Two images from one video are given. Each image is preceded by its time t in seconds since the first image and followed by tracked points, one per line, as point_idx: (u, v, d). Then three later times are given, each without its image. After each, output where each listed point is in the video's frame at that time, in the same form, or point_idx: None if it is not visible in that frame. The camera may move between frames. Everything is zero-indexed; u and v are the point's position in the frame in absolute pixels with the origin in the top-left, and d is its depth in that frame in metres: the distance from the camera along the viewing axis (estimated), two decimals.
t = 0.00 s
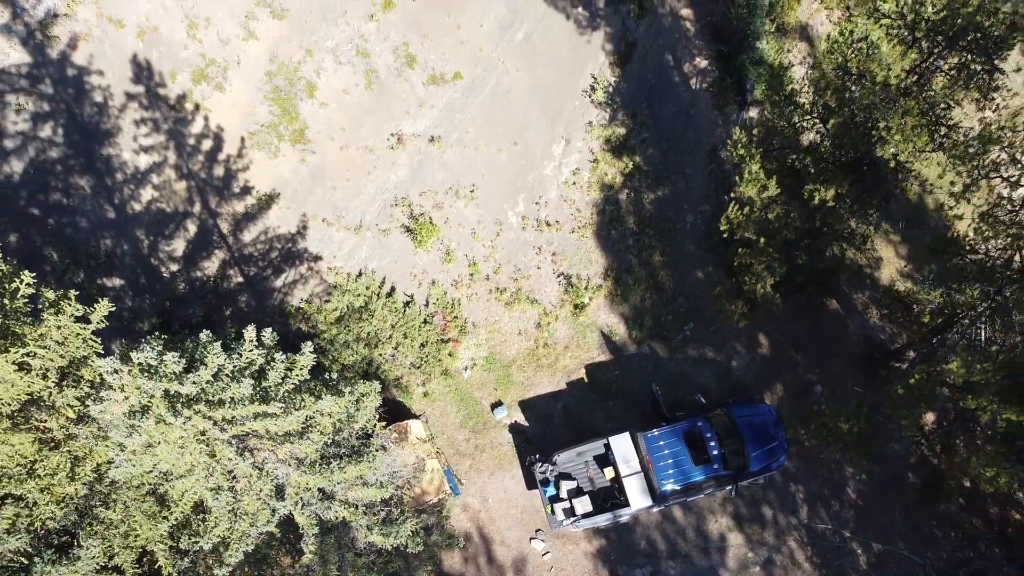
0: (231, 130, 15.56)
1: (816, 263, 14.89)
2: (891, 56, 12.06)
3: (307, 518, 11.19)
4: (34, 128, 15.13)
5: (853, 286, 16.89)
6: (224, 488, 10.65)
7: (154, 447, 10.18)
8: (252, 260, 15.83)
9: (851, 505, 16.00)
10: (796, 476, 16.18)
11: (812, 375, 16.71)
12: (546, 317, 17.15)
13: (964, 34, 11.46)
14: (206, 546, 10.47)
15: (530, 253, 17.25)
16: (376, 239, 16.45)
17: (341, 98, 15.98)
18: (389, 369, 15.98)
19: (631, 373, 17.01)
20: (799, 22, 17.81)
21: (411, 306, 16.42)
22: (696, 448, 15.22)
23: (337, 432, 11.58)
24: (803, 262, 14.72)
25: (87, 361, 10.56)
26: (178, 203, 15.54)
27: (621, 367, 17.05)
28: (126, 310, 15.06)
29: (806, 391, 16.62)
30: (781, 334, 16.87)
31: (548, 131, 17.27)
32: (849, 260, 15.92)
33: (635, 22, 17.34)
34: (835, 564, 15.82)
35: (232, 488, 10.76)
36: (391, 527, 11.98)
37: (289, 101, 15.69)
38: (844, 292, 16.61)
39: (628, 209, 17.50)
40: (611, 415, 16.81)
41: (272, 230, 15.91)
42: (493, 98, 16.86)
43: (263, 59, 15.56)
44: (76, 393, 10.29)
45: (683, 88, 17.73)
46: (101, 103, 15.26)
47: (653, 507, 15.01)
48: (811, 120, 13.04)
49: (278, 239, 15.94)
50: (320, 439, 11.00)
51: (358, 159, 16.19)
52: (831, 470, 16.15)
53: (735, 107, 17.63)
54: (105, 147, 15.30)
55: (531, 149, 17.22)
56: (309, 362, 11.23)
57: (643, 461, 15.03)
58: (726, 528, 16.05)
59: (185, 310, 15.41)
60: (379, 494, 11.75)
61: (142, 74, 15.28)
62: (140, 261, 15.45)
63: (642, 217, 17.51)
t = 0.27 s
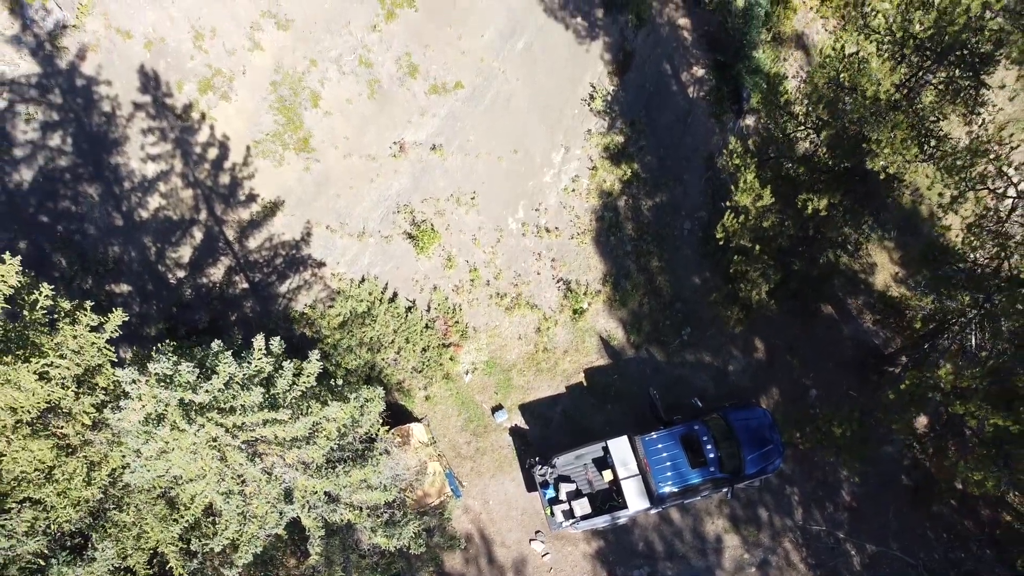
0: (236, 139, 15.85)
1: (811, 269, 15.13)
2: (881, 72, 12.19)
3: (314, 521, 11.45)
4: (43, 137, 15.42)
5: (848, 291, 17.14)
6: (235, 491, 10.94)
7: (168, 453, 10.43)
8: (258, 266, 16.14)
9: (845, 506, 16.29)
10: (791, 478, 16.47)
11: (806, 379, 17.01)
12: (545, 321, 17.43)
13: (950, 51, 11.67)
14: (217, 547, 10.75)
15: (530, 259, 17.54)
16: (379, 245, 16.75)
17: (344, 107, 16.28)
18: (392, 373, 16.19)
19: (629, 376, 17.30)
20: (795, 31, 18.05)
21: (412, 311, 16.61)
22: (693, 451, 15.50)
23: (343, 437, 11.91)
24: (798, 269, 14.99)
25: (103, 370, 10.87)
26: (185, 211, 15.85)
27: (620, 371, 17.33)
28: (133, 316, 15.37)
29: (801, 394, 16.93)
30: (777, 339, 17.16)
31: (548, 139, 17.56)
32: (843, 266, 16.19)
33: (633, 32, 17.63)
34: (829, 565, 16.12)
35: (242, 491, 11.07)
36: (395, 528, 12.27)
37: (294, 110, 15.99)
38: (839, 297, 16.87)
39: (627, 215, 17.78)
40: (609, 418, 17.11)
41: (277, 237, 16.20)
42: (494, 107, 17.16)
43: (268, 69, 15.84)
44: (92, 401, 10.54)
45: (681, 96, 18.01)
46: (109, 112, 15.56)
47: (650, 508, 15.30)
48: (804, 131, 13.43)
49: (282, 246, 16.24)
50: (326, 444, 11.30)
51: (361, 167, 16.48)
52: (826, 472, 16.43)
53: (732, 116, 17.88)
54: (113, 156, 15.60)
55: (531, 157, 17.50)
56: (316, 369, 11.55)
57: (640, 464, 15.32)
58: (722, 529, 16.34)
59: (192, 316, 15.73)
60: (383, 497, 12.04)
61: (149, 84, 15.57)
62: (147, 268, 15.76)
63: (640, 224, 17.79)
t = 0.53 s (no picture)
0: (241, 147, 16.14)
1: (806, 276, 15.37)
2: (871, 87, 12.50)
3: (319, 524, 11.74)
4: (52, 145, 15.71)
5: (844, 296, 17.34)
6: (244, 495, 11.26)
7: (179, 459, 10.80)
8: (262, 273, 16.44)
9: (840, 508, 16.58)
10: (786, 481, 16.76)
11: (802, 383, 17.27)
12: (545, 326, 17.70)
13: (937, 67, 11.98)
14: (227, 549, 11.06)
15: (530, 265, 17.83)
16: (381, 251, 17.03)
17: (347, 116, 16.58)
18: (394, 377, 16.57)
19: (627, 381, 17.58)
20: (791, 40, 18.35)
21: (415, 316, 17.04)
22: (690, 454, 15.75)
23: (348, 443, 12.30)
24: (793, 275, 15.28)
25: (116, 378, 11.15)
26: (191, 218, 16.16)
27: (618, 375, 17.62)
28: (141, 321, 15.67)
29: (797, 398, 17.19)
30: (773, 344, 17.43)
31: (547, 147, 17.85)
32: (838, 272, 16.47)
33: (632, 41, 17.93)
34: (824, 566, 16.41)
35: (252, 495, 11.40)
36: (398, 530, 12.54)
37: (298, 120, 16.26)
38: (833, 302, 17.15)
39: (625, 222, 18.07)
40: (608, 421, 17.40)
41: (282, 244, 16.52)
42: (494, 116, 17.46)
43: (273, 79, 16.07)
44: (106, 408, 10.87)
45: (678, 105, 18.31)
46: (117, 121, 15.85)
47: (647, 510, 15.57)
48: (799, 141, 13.69)
49: (287, 252, 16.55)
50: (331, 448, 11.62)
51: (364, 175, 16.78)
52: (820, 475, 16.72)
53: (728, 124, 18.21)
54: (121, 164, 15.90)
55: (531, 165, 17.79)
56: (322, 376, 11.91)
57: (638, 466, 15.59)
58: (719, 530, 16.63)
59: (198, 321, 16.05)
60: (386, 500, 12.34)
61: (156, 93, 15.85)
62: (154, 274, 16.06)
63: (639, 230, 18.08)
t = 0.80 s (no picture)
0: (247, 155, 16.48)
1: (797, 283, 15.83)
2: (862, 101, 12.74)
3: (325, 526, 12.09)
4: (60, 154, 16.00)
5: (838, 301, 17.69)
6: (253, 498, 11.62)
7: (191, 463, 11.08)
8: (267, 278, 16.74)
9: (834, 510, 16.87)
10: (782, 483, 17.04)
11: (798, 387, 17.52)
12: (545, 331, 17.93)
13: (926, 83, 12.23)
14: (237, 551, 11.35)
15: (530, 270, 18.03)
16: (383, 257, 17.31)
17: (351, 125, 16.88)
18: (396, 381, 16.94)
19: (626, 384, 17.80)
20: (787, 48, 18.60)
21: (416, 321, 17.16)
22: (688, 457, 16.01)
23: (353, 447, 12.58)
24: (787, 281, 15.61)
25: (129, 385, 11.41)
26: (197, 225, 16.45)
27: (617, 379, 17.85)
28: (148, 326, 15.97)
29: (792, 402, 17.46)
30: (769, 348, 17.68)
31: (547, 155, 18.10)
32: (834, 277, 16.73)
33: (630, 50, 18.22)
34: (819, 567, 16.70)
35: (261, 499, 11.72)
36: (401, 532, 12.86)
37: (302, 128, 16.60)
38: (828, 307, 17.45)
39: (623, 227, 18.30)
40: (607, 425, 17.61)
41: (286, 250, 16.81)
42: (495, 125, 17.74)
43: (278, 88, 16.49)
44: (120, 413, 11.17)
45: (676, 112, 18.53)
46: (124, 130, 16.15)
47: (645, 512, 15.86)
48: (792, 150, 14.02)
49: (291, 258, 16.84)
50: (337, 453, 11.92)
51: (367, 182, 17.08)
52: (815, 477, 17.01)
53: (726, 131, 18.46)
54: (128, 172, 16.19)
55: (531, 172, 18.04)
56: (328, 382, 12.19)
57: (636, 469, 15.87)
58: (715, 532, 16.92)
59: (205, 326, 16.37)
60: (390, 502, 12.76)
61: (163, 103, 16.18)
62: (161, 280, 16.35)
63: (637, 236, 18.32)
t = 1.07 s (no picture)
0: (252, 164, 16.79)
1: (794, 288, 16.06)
2: (853, 114, 13.29)
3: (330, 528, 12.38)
4: (69, 162, 16.28)
5: (834, 306, 17.93)
6: (262, 502, 11.93)
7: (203, 467, 11.46)
8: (272, 284, 17.04)
9: (829, 512, 17.17)
10: (778, 486, 17.32)
11: (793, 391, 17.80)
12: (545, 335, 18.15)
13: (915, 97, 12.77)
14: (245, 553, 11.65)
15: (530, 276, 18.27)
16: (385, 263, 17.59)
17: (354, 133, 17.18)
18: (399, 385, 17.16)
19: (624, 388, 18.07)
20: (783, 57, 18.76)
21: (418, 326, 17.56)
22: (685, 460, 16.30)
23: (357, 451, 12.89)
24: (782, 287, 15.93)
25: (142, 392, 11.81)
26: (203, 232, 16.75)
27: (616, 383, 18.11)
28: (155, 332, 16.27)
29: (788, 406, 17.75)
30: (765, 352, 17.96)
31: (547, 162, 18.35)
32: (829, 283, 16.98)
33: (628, 59, 18.50)
34: (813, 567, 17.00)
35: (269, 503, 12.03)
36: (404, 534, 13.08)
37: (307, 137, 16.91)
38: (824, 312, 17.70)
39: (622, 233, 18.51)
40: (606, 428, 17.88)
41: (290, 256, 17.11)
42: (496, 133, 18.03)
43: (282, 97, 16.79)
44: (134, 420, 11.59)
45: (674, 120, 18.76)
46: (132, 139, 16.44)
47: (643, 514, 16.15)
48: (787, 159, 14.28)
49: (295, 264, 17.14)
50: (343, 457, 12.25)
51: (370, 190, 17.37)
52: (811, 480, 17.29)
53: (723, 139, 18.64)
54: (135, 180, 16.48)
55: (531, 179, 18.28)
56: (334, 388, 12.51)
57: (634, 472, 16.16)
58: (713, 533, 17.21)
59: (211, 331, 16.67)
60: (394, 504, 13.07)
61: (170, 112, 16.47)
62: (168, 286, 16.66)
63: (635, 242, 18.54)
